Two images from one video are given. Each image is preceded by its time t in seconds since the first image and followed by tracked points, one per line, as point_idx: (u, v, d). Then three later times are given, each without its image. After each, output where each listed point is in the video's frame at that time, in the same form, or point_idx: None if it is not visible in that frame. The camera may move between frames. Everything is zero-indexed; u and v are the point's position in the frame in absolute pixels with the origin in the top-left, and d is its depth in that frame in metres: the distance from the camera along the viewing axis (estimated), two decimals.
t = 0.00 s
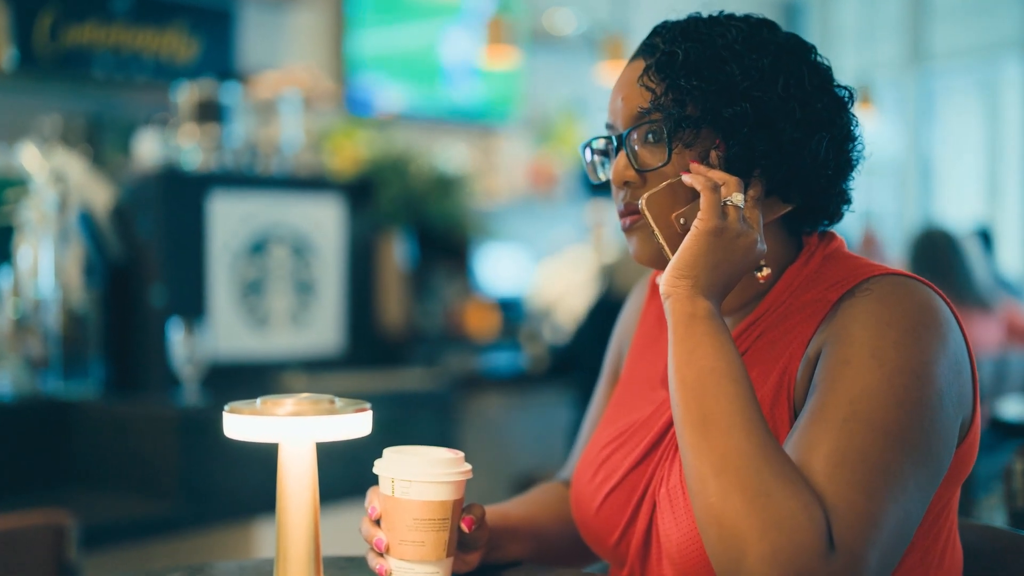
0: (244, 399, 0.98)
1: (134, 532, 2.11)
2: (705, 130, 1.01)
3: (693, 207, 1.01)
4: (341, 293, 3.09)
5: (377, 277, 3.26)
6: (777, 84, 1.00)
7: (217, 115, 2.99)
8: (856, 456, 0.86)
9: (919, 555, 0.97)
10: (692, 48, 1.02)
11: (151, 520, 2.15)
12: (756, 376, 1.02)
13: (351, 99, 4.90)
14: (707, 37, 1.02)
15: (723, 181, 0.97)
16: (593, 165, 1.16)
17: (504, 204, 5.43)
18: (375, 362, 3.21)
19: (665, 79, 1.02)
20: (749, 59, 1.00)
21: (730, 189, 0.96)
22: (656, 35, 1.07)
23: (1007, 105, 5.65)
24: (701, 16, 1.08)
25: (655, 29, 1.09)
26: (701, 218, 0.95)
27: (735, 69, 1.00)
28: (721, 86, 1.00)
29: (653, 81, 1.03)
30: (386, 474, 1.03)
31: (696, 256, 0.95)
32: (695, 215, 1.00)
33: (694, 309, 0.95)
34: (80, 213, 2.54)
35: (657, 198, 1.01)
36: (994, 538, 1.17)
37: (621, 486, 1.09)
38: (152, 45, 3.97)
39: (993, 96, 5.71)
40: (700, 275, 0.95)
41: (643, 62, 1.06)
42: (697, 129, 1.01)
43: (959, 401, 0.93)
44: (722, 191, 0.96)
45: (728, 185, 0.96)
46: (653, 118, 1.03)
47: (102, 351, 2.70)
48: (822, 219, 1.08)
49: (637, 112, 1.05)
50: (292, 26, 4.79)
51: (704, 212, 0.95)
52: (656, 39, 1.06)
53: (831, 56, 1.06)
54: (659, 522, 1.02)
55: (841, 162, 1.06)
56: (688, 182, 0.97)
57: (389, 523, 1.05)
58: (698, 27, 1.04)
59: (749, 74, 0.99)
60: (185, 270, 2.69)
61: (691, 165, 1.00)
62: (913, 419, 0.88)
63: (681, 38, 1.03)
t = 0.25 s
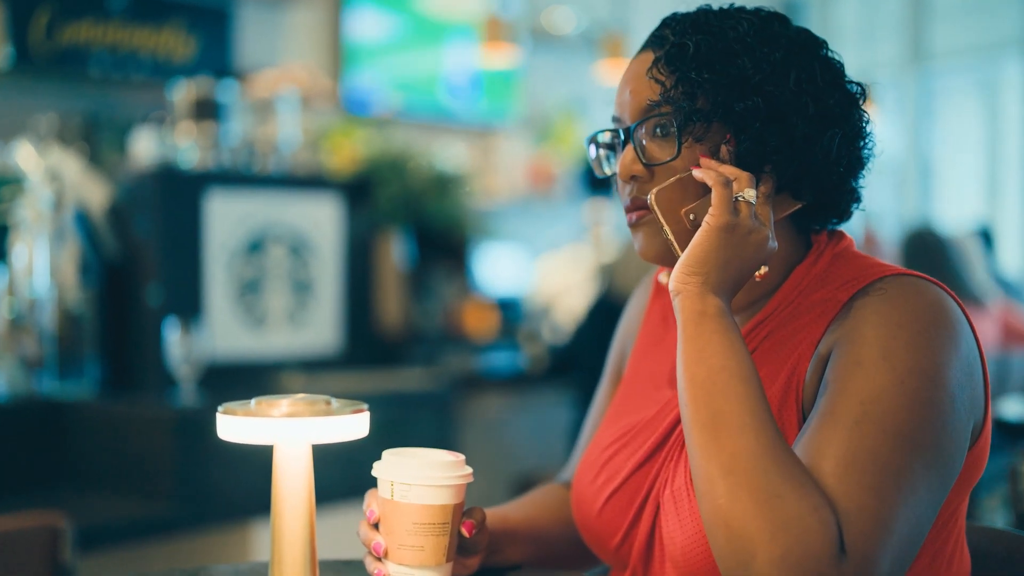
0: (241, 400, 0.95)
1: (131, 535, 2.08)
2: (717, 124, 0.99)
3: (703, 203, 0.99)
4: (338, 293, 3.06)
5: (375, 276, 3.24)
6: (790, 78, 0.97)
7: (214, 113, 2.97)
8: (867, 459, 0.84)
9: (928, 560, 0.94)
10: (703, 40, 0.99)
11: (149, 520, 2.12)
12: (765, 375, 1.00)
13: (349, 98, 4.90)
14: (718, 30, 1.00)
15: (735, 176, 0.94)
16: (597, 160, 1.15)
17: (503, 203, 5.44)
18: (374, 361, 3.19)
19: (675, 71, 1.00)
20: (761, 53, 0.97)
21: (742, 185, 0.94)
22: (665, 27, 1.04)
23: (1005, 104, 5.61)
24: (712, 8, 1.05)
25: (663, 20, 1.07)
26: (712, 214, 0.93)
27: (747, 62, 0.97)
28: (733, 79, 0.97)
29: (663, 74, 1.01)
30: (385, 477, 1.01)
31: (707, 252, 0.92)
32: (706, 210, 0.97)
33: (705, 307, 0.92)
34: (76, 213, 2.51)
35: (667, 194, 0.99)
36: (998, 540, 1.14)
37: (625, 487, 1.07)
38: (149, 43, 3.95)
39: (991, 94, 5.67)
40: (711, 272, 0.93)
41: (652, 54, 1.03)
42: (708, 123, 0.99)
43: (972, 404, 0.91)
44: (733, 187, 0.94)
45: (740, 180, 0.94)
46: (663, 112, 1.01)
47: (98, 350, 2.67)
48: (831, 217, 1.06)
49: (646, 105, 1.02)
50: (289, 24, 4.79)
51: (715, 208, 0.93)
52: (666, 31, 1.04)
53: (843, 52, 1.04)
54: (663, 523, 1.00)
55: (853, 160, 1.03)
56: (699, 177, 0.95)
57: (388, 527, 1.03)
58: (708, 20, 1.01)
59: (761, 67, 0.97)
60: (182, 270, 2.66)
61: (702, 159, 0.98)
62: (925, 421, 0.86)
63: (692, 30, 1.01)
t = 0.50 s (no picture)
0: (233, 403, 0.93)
1: (125, 537, 2.07)
2: (712, 123, 0.97)
3: (699, 203, 0.97)
4: (335, 294, 3.05)
5: (372, 276, 3.23)
6: (786, 75, 0.96)
7: (211, 113, 2.96)
8: (868, 463, 0.83)
9: (931, 565, 0.93)
10: (698, 38, 0.98)
11: (142, 524, 2.12)
12: (763, 378, 0.98)
13: (346, 98, 4.91)
14: (713, 27, 0.98)
15: (732, 176, 0.93)
16: (594, 160, 1.13)
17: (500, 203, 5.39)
18: (371, 362, 3.18)
19: (671, 69, 0.99)
20: (757, 50, 0.96)
21: (739, 185, 0.93)
22: (660, 25, 1.03)
23: (1005, 103, 5.62)
24: (707, 6, 1.04)
25: (659, 18, 1.06)
26: (708, 215, 0.92)
27: (743, 60, 0.96)
28: (729, 77, 0.96)
29: (658, 72, 1.00)
30: (380, 481, 1.00)
31: (703, 253, 0.91)
32: (702, 211, 0.96)
33: (702, 310, 0.91)
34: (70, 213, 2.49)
35: (661, 194, 0.98)
36: (1000, 544, 1.13)
37: (623, 492, 1.06)
38: (146, 43, 3.93)
39: (991, 93, 5.68)
40: (708, 274, 0.92)
41: (647, 53, 1.02)
42: (704, 121, 0.97)
43: (973, 405, 0.89)
44: (730, 187, 0.93)
45: (737, 180, 0.93)
46: (658, 111, 0.99)
47: (93, 351, 2.66)
48: (828, 216, 1.05)
49: (641, 104, 1.01)
50: (287, 22, 4.73)
51: (712, 208, 0.92)
52: (661, 30, 1.02)
53: (841, 49, 1.03)
54: (661, 529, 0.99)
55: (851, 158, 1.02)
56: (694, 177, 0.94)
57: (382, 532, 1.02)
58: (704, 18, 1.00)
59: (757, 65, 0.96)
60: (177, 270, 2.65)
61: (697, 159, 0.96)
62: (927, 424, 0.84)
63: (687, 28, 1.00)
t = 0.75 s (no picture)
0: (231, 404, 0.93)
1: (123, 538, 2.07)
2: (712, 121, 0.97)
3: (699, 202, 0.96)
4: (334, 294, 3.05)
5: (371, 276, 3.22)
6: (785, 73, 0.95)
7: (209, 112, 2.95)
8: (869, 464, 0.82)
9: (932, 567, 0.92)
10: (697, 36, 0.98)
11: (139, 525, 2.11)
12: (764, 379, 0.98)
13: (345, 99, 4.92)
14: (713, 25, 0.98)
15: (731, 175, 0.92)
16: (592, 159, 1.13)
17: (499, 203, 5.42)
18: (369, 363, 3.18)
19: (669, 67, 0.98)
20: (756, 48, 0.95)
21: (739, 184, 0.92)
22: (659, 23, 1.03)
23: (1004, 104, 5.61)
24: (706, 3, 1.04)
25: (658, 16, 1.05)
26: (708, 214, 0.91)
27: (743, 58, 0.95)
28: (728, 75, 0.95)
29: (656, 70, 0.99)
30: (378, 483, 0.99)
31: (703, 253, 0.91)
32: (702, 210, 0.95)
33: (702, 310, 0.90)
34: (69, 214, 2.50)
35: (660, 193, 0.97)
36: (1003, 545, 1.12)
37: (623, 496, 1.05)
38: (144, 42, 3.92)
39: (990, 94, 5.67)
40: (708, 274, 0.91)
41: (646, 50, 1.02)
42: (703, 119, 0.97)
43: (976, 406, 0.88)
44: (730, 186, 0.92)
45: (736, 179, 0.92)
46: (657, 109, 0.99)
47: (90, 352, 2.65)
48: (829, 215, 1.04)
49: (640, 102, 1.00)
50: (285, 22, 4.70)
51: (712, 207, 0.91)
52: (660, 28, 1.02)
53: (841, 47, 1.02)
54: (662, 532, 0.98)
55: (851, 157, 1.02)
56: (694, 176, 0.93)
57: (380, 534, 1.01)
58: (703, 15, 0.99)
59: (756, 63, 0.95)
60: (175, 270, 2.64)
61: (697, 158, 0.96)
62: (929, 424, 0.84)
63: (686, 25, 0.99)
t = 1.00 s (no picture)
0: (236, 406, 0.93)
1: (124, 540, 2.07)
2: (714, 122, 0.97)
3: (701, 204, 0.96)
4: (334, 294, 3.05)
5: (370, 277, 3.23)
6: (788, 74, 0.95)
7: (209, 113, 2.95)
8: (874, 466, 0.82)
9: (936, 568, 0.92)
10: (699, 37, 0.98)
11: (139, 526, 2.11)
12: (768, 381, 0.98)
13: (344, 100, 4.92)
14: (715, 26, 0.98)
15: (735, 176, 0.92)
16: (594, 160, 1.13)
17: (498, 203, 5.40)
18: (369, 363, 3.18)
19: (672, 68, 0.98)
20: (759, 49, 0.95)
21: (742, 185, 0.92)
22: (661, 24, 1.03)
23: (1004, 104, 5.53)
24: (708, 4, 1.04)
25: (660, 17, 1.05)
26: (711, 216, 0.91)
27: (745, 58, 0.95)
28: (730, 76, 0.95)
29: (658, 71, 0.99)
30: (381, 484, 0.99)
31: (706, 254, 0.90)
32: (705, 211, 0.95)
33: (706, 311, 0.90)
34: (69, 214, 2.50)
35: (663, 195, 0.97)
36: (1004, 546, 1.11)
37: (627, 498, 1.05)
38: (144, 43, 3.92)
39: (989, 94, 5.58)
40: (711, 275, 0.91)
41: (648, 52, 1.02)
42: (706, 120, 0.97)
43: (980, 407, 0.88)
44: (733, 187, 0.92)
45: (739, 180, 0.92)
46: (659, 110, 0.99)
47: (90, 352, 2.65)
48: (832, 216, 1.04)
49: (642, 103, 1.00)
50: (284, 23, 4.73)
51: (715, 209, 0.91)
52: (662, 29, 1.02)
53: (843, 48, 1.02)
54: (666, 534, 0.98)
55: (854, 158, 1.01)
56: (697, 177, 0.93)
57: (384, 535, 1.01)
58: (705, 16, 0.99)
59: (759, 64, 0.95)
60: (175, 271, 2.64)
61: (699, 159, 0.96)
62: (933, 425, 0.84)
63: (688, 27, 0.99)
